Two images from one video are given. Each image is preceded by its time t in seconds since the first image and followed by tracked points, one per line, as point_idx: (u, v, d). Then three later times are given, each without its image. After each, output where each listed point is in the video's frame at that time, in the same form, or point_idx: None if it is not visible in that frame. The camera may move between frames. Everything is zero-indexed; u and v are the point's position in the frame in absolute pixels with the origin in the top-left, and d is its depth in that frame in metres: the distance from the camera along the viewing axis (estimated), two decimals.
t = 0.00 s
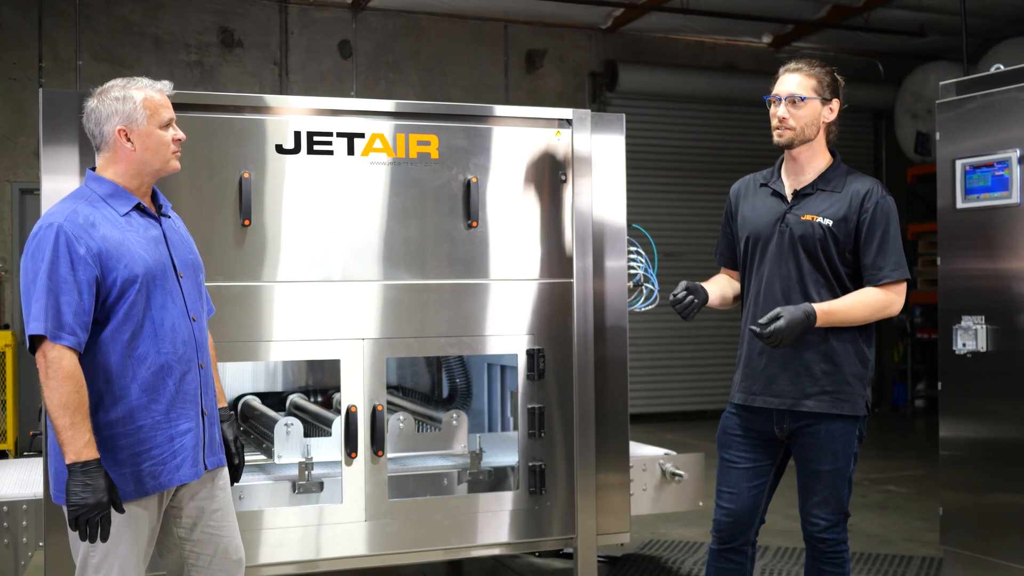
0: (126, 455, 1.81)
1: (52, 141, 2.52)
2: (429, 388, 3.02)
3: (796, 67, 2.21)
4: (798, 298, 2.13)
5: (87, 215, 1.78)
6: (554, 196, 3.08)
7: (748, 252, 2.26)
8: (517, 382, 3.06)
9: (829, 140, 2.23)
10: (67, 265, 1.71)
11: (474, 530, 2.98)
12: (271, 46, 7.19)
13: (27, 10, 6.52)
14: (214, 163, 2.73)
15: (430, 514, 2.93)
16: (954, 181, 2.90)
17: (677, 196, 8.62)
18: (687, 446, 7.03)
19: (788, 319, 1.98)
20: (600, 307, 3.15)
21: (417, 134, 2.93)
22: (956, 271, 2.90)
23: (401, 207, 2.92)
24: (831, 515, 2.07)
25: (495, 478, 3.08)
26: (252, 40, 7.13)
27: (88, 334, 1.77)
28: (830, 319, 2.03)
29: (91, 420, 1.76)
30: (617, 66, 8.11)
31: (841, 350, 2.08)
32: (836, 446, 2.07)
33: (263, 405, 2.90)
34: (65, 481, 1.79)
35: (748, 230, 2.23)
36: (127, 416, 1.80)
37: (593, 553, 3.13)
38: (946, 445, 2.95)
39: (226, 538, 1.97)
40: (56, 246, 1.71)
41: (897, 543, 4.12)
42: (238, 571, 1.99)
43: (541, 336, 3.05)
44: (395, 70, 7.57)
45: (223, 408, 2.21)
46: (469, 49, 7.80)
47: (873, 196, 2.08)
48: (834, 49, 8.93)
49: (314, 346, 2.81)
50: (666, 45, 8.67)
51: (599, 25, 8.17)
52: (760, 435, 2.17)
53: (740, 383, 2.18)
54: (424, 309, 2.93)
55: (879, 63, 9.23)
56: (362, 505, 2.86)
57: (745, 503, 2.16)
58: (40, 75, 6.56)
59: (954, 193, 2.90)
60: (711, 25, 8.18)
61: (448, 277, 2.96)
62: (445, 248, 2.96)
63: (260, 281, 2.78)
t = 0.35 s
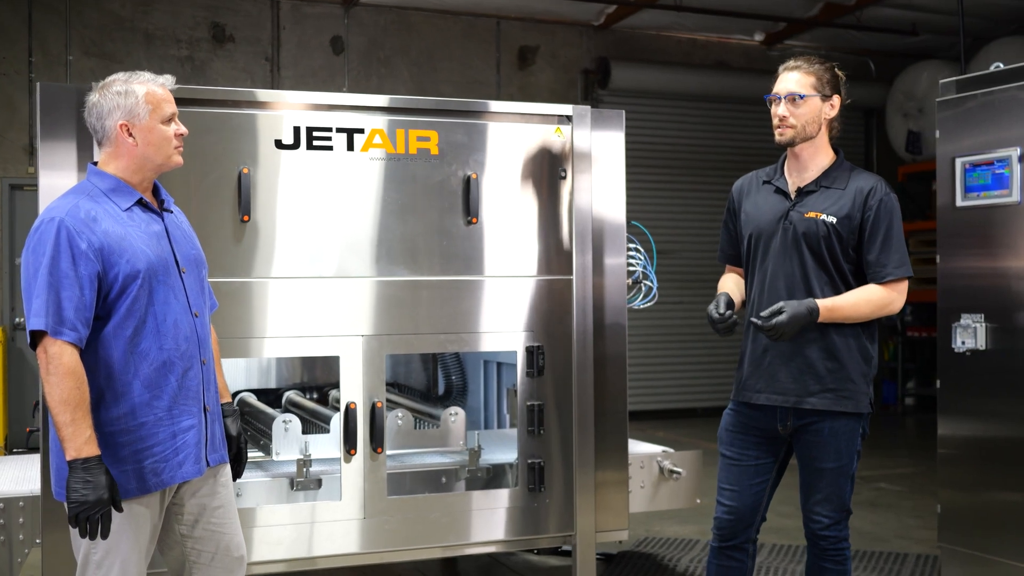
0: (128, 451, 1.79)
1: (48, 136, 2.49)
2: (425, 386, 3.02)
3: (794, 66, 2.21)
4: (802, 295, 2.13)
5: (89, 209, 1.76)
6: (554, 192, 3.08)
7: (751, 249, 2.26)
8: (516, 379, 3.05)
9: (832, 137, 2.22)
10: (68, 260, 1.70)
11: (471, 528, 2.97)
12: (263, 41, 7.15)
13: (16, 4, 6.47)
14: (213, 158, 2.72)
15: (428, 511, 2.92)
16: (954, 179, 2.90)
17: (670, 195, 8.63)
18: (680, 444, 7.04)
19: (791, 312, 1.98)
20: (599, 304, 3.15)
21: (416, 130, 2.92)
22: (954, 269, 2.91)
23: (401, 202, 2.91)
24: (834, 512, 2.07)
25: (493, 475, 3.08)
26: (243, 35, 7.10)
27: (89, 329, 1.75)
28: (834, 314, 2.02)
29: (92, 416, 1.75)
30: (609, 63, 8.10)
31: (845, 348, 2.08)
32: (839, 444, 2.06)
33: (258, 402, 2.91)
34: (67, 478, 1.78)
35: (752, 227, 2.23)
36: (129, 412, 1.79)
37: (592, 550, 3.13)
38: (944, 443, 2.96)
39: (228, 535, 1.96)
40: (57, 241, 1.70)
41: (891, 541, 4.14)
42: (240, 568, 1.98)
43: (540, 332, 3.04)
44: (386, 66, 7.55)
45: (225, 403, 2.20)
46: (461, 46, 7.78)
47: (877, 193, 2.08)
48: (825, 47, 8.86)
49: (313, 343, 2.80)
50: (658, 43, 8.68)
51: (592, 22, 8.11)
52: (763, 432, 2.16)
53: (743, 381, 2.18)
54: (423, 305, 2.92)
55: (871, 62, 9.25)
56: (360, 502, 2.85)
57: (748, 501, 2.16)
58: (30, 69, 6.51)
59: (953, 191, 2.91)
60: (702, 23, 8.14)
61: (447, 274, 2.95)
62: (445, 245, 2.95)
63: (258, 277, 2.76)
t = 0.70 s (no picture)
0: (131, 449, 1.78)
1: (44, 132, 2.47)
2: (419, 383, 2.97)
3: (794, 64, 2.21)
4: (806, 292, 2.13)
5: (90, 205, 1.75)
6: (553, 189, 3.07)
7: (755, 247, 2.25)
8: (514, 376, 3.04)
9: (835, 133, 2.22)
10: (69, 256, 1.69)
11: (469, 526, 2.97)
12: (253, 38, 7.12)
13: None
14: (211, 154, 2.70)
15: (427, 509, 2.91)
16: (952, 177, 2.91)
17: (662, 192, 8.63)
18: (674, 441, 7.05)
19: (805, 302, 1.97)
20: (597, 302, 3.14)
21: (415, 126, 2.91)
22: (952, 267, 2.91)
23: (400, 200, 2.89)
24: (837, 509, 2.07)
25: (490, 472, 3.06)
26: (234, 32, 7.06)
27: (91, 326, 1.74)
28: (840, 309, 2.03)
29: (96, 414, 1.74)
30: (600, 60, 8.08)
31: (849, 346, 2.08)
32: (842, 441, 2.06)
33: (253, 400, 2.88)
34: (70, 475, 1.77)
35: (755, 225, 2.22)
36: (131, 410, 1.78)
37: (590, 548, 3.13)
38: (943, 440, 2.97)
39: (229, 533, 1.94)
40: (58, 237, 1.69)
41: (886, 538, 4.14)
42: (241, 567, 1.97)
43: (539, 329, 3.03)
44: (378, 63, 7.53)
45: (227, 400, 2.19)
46: (453, 43, 7.76)
47: (881, 191, 2.08)
48: (815, 45, 8.85)
49: (311, 340, 2.79)
50: (649, 40, 8.67)
51: (582, 20, 8.07)
52: (765, 430, 2.16)
53: (747, 378, 2.18)
54: (422, 302, 2.90)
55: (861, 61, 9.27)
56: (358, 500, 2.84)
57: (750, 499, 2.16)
58: (18, 65, 6.45)
59: (951, 189, 2.92)
60: (693, 21, 8.12)
61: (447, 271, 2.94)
62: (444, 242, 2.94)
63: (257, 274, 2.75)
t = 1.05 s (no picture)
0: (128, 449, 1.77)
1: (34, 130, 2.44)
2: (410, 382, 2.95)
3: (788, 62, 2.21)
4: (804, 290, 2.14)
5: (85, 203, 1.74)
6: (547, 188, 3.06)
7: (752, 244, 2.25)
8: (506, 375, 3.04)
9: (833, 130, 2.22)
10: (65, 254, 1.67)
11: (463, 525, 2.96)
12: (239, 36, 7.08)
13: None
14: (203, 153, 2.69)
15: (421, 509, 2.91)
16: (944, 175, 2.93)
17: (650, 191, 8.65)
18: (664, 440, 7.06)
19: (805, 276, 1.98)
20: (590, 300, 3.14)
21: (409, 124, 2.90)
22: (944, 265, 2.93)
23: (393, 198, 2.88)
24: (832, 507, 2.08)
25: (483, 472, 3.06)
26: (219, 30, 7.02)
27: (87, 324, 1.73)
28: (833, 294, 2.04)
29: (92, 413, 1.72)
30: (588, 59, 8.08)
31: (846, 344, 2.08)
32: (838, 438, 2.07)
33: (244, 399, 2.84)
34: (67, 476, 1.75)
35: (753, 223, 2.22)
36: (128, 409, 1.76)
37: (584, 547, 3.12)
38: (935, 437, 2.98)
39: (225, 533, 1.93)
40: (54, 235, 1.67)
41: (876, 535, 4.16)
42: (237, 567, 1.96)
43: (532, 328, 3.03)
44: (364, 61, 7.50)
45: (223, 399, 2.18)
46: (440, 41, 7.75)
47: (881, 191, 2.09)
48: (801, 45, 8.88)
49: (305, 339, 2.77)
50: (636, 39, 8.66)
51: (569, 18, 8.07)
52: (761, 428, 2.17)
53: (743, 375, 2.18)
54: (416, 301, 2.90)
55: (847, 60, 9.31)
56: (351, 499, 2.83)
57: (746, 497, 2.16)
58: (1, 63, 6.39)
59: (944, 187, 2.93)
60: (680, 19, 8.14)
61: (441, 270, 2.93)
62: (437, 240, 2.93)
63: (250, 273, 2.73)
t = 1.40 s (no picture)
0: (121, 450, 1.75)
1: (20, 129, 2.42)
2: (400, 381, 2.95)
3: (779, 61, 2.22)
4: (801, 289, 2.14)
5: (78, 202, 1.72)
6: (539, 187, 3.06)
7: (746, 243, 2.25)
8: (498, 374, 3.04)
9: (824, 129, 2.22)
10: (58, 254, 1.66)
11: (455, 525, 2.95)
12: (225, 35, 7.04)
13: None
14: (193, 152, 2.67)
15: (414, 509, 2.90)
16: (935, 174, 2.95)
17: (637, 191, 8.66)
18: (653, 439, 7.07)
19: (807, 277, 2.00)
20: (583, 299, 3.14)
21: (401, 123, 2.89)
22: (935, 263, 2.95)
23: (386, 197, 2.88)
24: (827, 505, 2.09)
25: (475, 471, 3.07)
26: (205, 29, 6.98)
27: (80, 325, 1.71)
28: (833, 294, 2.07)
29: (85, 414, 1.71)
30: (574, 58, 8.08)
31: (841, 343, 2.09)
32: (833, 437, 2.08)
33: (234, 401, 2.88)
34: (59, 477, 1.74)
35: (747, 222, 2.22)
36: (122, 410, 1.75)
37: (577, 545, 3.12)
38: (926, 436, 3.00)
39: (220, 534, 1.92)
40: (46, 235, 1.66)
41: (864, 533, 4.19)
42: (231, 568, 1.95)
43: (525, 327, 3.03)
44: (349, 61, 7.48)
45: (215, 400, 2.17)
46: (427, 40, 7.73)
47: (875, 190, 2.10)
48: (786, 44, 8.92)
49: (297, 339, 2.76)
50: (622, 38, 8.65)
51: (555, 17, 8.07)
52: (756, 426, 2.17)
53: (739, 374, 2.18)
54: (408, 300, 2.89)
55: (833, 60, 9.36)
56: (344, 500, 2.82)
57: (741, 495, 2.17)
58: None
59: (934, 185, 2.95)
60: (666, 19, 8.15)
61: (433, 270, 2.92)
62: (429, 239, 2.92)
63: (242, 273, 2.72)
